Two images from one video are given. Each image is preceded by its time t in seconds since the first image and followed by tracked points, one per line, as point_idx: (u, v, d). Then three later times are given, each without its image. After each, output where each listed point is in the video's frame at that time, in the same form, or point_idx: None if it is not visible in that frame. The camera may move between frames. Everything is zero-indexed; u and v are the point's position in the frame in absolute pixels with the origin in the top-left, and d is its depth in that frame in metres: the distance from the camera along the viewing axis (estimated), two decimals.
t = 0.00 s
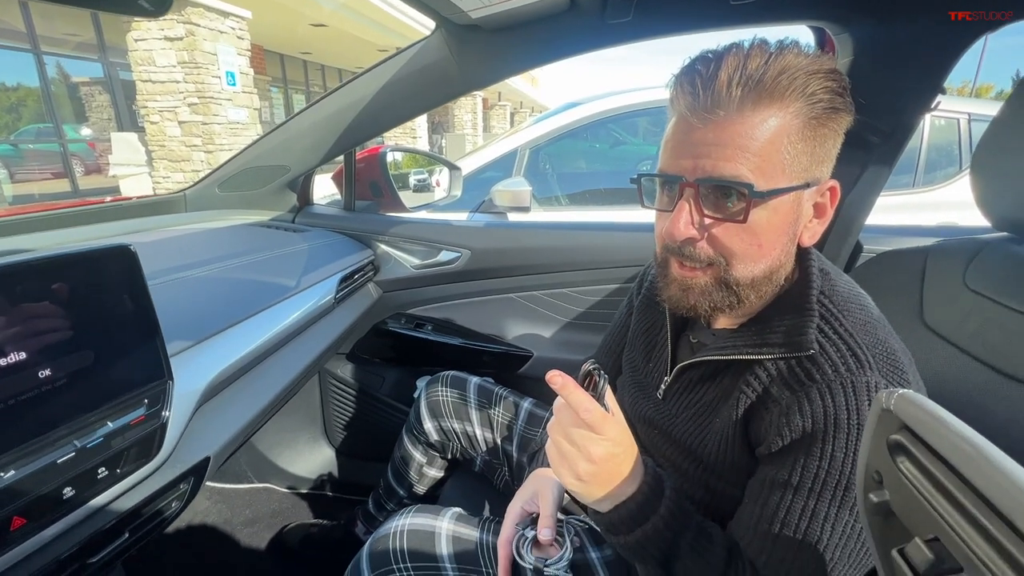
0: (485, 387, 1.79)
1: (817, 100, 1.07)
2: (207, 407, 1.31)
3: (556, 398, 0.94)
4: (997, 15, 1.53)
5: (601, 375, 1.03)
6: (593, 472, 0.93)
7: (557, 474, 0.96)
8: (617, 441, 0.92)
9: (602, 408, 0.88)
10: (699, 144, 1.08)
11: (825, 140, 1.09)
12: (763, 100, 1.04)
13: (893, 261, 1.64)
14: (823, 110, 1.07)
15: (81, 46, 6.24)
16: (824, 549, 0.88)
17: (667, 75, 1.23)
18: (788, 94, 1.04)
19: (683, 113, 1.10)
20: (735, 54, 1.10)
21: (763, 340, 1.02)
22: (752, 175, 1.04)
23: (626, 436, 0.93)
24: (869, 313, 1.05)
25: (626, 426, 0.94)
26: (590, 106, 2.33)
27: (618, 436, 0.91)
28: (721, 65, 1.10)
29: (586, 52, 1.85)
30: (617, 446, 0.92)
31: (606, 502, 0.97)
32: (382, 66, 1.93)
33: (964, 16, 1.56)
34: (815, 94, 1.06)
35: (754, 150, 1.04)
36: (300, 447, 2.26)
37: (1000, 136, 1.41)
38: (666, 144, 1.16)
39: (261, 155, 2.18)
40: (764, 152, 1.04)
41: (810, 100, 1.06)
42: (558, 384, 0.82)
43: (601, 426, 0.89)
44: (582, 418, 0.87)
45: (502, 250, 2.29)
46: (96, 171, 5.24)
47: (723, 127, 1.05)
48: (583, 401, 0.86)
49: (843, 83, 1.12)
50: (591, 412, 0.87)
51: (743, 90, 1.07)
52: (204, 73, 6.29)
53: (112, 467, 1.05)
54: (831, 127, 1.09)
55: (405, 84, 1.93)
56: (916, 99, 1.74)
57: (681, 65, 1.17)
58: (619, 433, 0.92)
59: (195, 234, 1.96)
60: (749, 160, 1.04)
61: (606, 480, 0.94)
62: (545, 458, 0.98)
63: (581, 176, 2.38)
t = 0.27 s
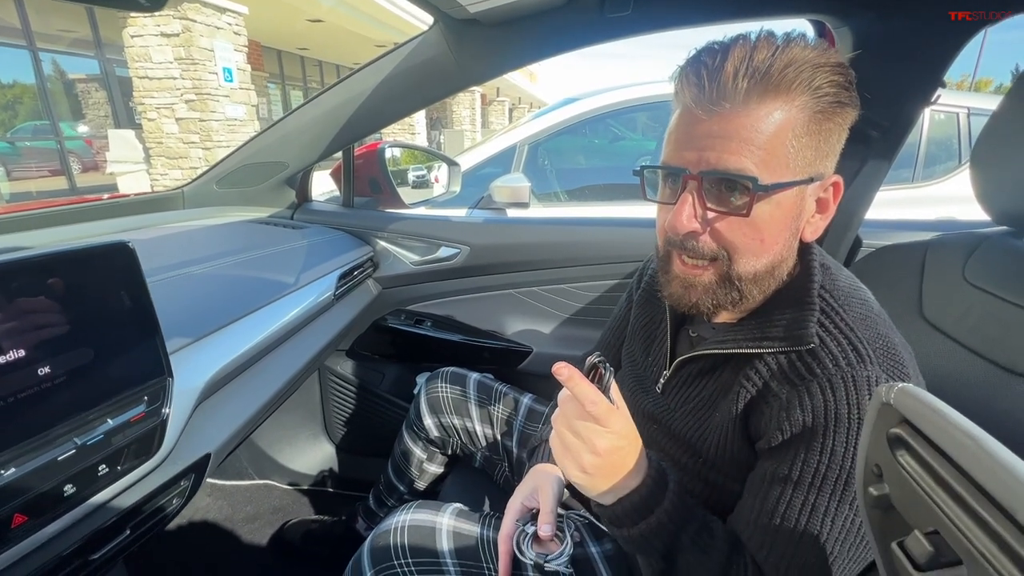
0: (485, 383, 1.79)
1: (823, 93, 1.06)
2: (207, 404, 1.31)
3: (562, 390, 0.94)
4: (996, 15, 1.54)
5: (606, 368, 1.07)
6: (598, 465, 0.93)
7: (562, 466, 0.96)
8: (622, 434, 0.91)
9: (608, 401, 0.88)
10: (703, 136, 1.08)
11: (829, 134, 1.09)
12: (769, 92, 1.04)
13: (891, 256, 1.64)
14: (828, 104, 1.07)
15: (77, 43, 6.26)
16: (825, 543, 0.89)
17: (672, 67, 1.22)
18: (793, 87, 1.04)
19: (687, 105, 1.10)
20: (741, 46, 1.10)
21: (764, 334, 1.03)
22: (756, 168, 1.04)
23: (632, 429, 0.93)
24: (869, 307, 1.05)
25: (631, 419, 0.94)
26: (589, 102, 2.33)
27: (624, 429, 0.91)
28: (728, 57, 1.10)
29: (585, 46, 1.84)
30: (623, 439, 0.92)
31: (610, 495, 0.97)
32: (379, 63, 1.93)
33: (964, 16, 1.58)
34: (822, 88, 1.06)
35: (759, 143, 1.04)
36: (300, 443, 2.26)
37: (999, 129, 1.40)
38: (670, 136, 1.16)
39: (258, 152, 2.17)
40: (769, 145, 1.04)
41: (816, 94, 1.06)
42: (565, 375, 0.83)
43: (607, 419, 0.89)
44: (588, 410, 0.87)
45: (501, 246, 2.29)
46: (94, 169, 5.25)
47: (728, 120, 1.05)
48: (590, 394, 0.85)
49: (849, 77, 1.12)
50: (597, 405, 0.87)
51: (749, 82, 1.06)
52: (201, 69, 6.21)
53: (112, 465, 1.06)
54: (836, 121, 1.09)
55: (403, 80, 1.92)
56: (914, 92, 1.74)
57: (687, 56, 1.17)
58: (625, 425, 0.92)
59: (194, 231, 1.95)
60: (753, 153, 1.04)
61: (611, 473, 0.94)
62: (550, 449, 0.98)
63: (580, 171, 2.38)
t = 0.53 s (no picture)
0: (485, 382, 1.78)
1: (824, 89, 1.05)
2: (204, 405, 1.30)
3: (571, 381, 0.92)
4: (994, 15, 1.55)
5: (616, 361, 1.07)
6: (606, 458, 0.92)
7: (569, 460, 0.95)
8: (631, 427, 0.90)
9: (618, 393, 0.87)
10: (703, 134, 1.07)
11: (831, 130, 1.08)
12: (771, 88, 1.02)
13: (893, 253, 1.63)
14: (830, 99, 1.06)
15: (75, 41, 6.19)
16: (827, 543, 0.88)
17: (671, 64, 1.21)
18: (795, 82, 1.03)
19: (687, 102, 1.09)
20: (742, 41, 1.09)
21: (765, 332, 1.02)
22: (757, 166, 1.03)
23: (640, 423, 0.92)
24: (871, 304, 1.05)
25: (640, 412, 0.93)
26: (588, 98, 2.31)
27: (633, 422, 0.90)
28: (728, 53, 1.08)
29: (585, 42, 1.83)
30: (631, 432, 0.91)
31: (616, 489, 0.96)
32: (376, 60, 1.92)
33: (964, 16, 1.57)
34: (823, 84, 1.05)
35: (760, 140, 1.03)
36: (300, 442, 2.26)
37: (1003, 124, 1.39)
38: (669, 133, 1.14)
39: (256, 150, 2.15)
40: (770, 143, 1.03)
41: (818, 90, 1.05)
42: (578, 366, 0.81)
43: (616, 412, 0.88)
44: (599, 403, 0.86)
45: (501, 244, 2.28)
46: (91, 168, 5.23)
47: (729, 117, 1.04)
48: (601, 386, 0.84)
49: (851, 73, 1.10)
50: (608, 398, 0.85)
51: (750, 78, 1.05)
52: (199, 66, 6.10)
53: (107, 467, 1.05)
54: (838, 117, 1.08)
55: (402, 76, 1.91)
56: (916, 87, 1.73)
57: (687, 52, 1.15)
58: (634, 419, 0.90)
59: (191, 230, 1.94)
60: (754, 151, 1.03)
61: (618, 467, 0.93)
62: (556, 441, 0.97)
63: (579, 168, 2.37)
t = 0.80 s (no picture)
0: (484, 381, 1.78)
1: (815, 87, 1.05)
2: (204, 405, 1.30)
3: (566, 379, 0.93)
4: (994, 15, 1.54)
5: (610, 362, 1.12)
6: (601, 456, 0.92)
7: (565, 459, 0.96)
8: (625, 425, 0.90)
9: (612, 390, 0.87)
10: (696, 135, 1.07)
11: (824, 127, 1.08)
12: (762, 88, 1.02)
13: (893, 251, 1.63)
14: (821, 97, 1.06)
15: (74, 40, 6.14)
16: (825, 542, 0.88)
17: (662, 65, 1.21)
18: (785, 82, 1.03)
19: (680, 103, 1.09)
20: (732, 42, 1.09)
21: (763, 332, 1.02)
22: (752, 165, 1.03)
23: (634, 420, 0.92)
24: (869, 303, 1.05)
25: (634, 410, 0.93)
26: (588, 96, 2.32)
27: (627, 420, 0.90)
28: (719, 54, 1.08)
29: (584, 41, 1.83)
30: (626, 429, 0.91)
31: (612, 487, 0.96)
32: (375, 59, 1.91)
33: (964, 16, 1.57)
34: (814, 82, 1.05)
35: (754, 139, 1.03)
36: (301, 442, 2.26)
37: (1003, 122, 1.39)
38: (663, 135, 1.14)
39: (255, 150, 2.15)
40: (764, 142, 1.03)
41: (809, 88, 1.04)
42: (570, 364, 0.81)
43: (610, 410, 0.88)
44: (592, 400, 0.86)
45: (500, 243, 2.28)
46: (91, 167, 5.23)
47: (722, 118, 1.04)
48: (593, 383, 0.85)
49: (842, 70, 1.10)
50: (601, 394, 0.86)
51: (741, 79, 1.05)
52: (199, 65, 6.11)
53: (108, 468, 1.05)
54: (830, 115, 1.08)
55: (401, 75, 1.90)
56: (916, 85, 1.73)
57: (678, 54, 1.15)
58: (628, 416, 0.91)
59: (191, 230, 1.95)
60: (748, 150, 1.03)
61: (613, 465, 0.93)
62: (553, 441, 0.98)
63: (579, 166, 2.37)
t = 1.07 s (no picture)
0: (484, 381, 1.78)
1: (811, 87, 1.05)
2: (205, 406, 1.31)
3: (559, 383, 0.94)
4: (994, 15, 1.54)
5: (601, 363, 1.05)
6: (595, 458, 0.93)
7: (559, 462, 0.96)
8: (618, 426, 0.91)
9: (604, 392, 0.88)
10: (693, 137, 1.07)
11: (820, 127, 1.08)
12: (758, 89, 1.02)
13: (892, 250, 1.63)
14: (817, 97, 1.06)
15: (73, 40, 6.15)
16: (824, 540, 0.88)
17: (658, 68, 1.21)
18: (781, 83, 1.03)
19: (676, 106, 1.09)
20: (726, 44, 1.09)
21: (761, 331, 1.02)
22: (749, 166, 1.03)
23: (627, 422, 0.93)
24: (867, 302, 1.05)
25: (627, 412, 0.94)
26: (588, 95, 2.32)
27: (620, 421, 0.91)
28: (713, 56, 1.09)
29: (583, 41, 1.83)
30: (619, 431, 0.92)
31: (608, 490, 0.96)
32: (374, 59, 1.92)
33: (964, 16, 1.57)
34: (810, 83, 1.05)
35: (751, 140, 1.03)
36: (301, 442, 2.26)
37: (1002, 121, 1.39)
38: (660, 138, 1.14)
39: (255, 150, 2.15)
40: (761, 142, 1.03)
41: (804, 88, 1.05)
42: (561, 367, 0.83)
43: (602, 411, 0.89)
44: (584, 402, 0.87)
45: (500, 242, 2.28)
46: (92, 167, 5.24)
47: (718, 119, 1.04)
48: (585, 385, 0.85)
49: (836, 70, 1.10)
50: (593, 397, 0.87)
51: (736, 80, 1.05)
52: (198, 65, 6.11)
53: (110, 469, 1.05)
54: (826, 114, 1.08)
55: (400, 75, 1.91)
56: (915, 84, 1.73)
57: (673, 57, 1.16)
58: (621, 418, 0.91)
59: (192, 230, 1.95)
60: (746, 151, 1.03)
61: (607, 467, 0.94)
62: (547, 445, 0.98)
63: (579, 165, 2.37)
